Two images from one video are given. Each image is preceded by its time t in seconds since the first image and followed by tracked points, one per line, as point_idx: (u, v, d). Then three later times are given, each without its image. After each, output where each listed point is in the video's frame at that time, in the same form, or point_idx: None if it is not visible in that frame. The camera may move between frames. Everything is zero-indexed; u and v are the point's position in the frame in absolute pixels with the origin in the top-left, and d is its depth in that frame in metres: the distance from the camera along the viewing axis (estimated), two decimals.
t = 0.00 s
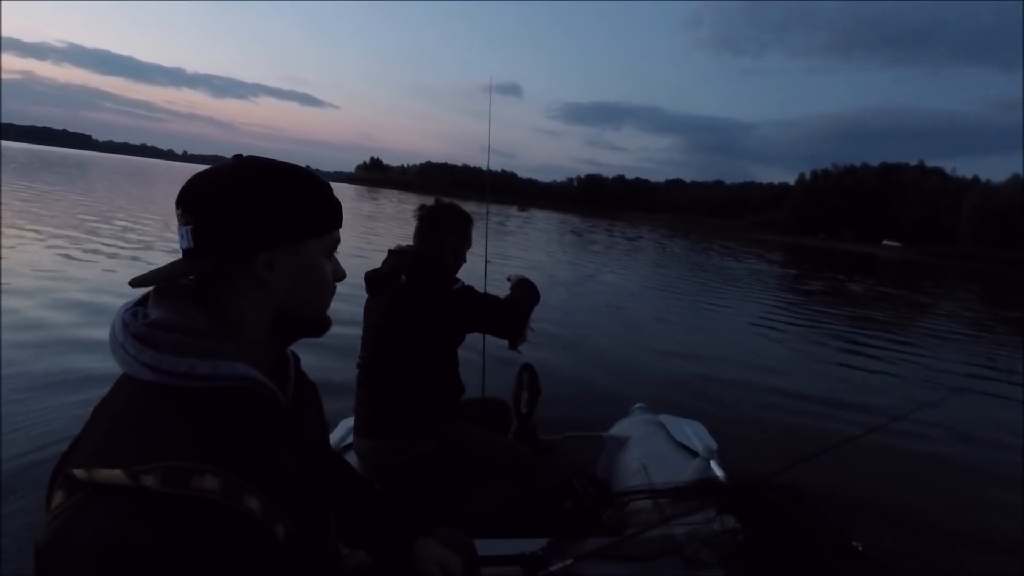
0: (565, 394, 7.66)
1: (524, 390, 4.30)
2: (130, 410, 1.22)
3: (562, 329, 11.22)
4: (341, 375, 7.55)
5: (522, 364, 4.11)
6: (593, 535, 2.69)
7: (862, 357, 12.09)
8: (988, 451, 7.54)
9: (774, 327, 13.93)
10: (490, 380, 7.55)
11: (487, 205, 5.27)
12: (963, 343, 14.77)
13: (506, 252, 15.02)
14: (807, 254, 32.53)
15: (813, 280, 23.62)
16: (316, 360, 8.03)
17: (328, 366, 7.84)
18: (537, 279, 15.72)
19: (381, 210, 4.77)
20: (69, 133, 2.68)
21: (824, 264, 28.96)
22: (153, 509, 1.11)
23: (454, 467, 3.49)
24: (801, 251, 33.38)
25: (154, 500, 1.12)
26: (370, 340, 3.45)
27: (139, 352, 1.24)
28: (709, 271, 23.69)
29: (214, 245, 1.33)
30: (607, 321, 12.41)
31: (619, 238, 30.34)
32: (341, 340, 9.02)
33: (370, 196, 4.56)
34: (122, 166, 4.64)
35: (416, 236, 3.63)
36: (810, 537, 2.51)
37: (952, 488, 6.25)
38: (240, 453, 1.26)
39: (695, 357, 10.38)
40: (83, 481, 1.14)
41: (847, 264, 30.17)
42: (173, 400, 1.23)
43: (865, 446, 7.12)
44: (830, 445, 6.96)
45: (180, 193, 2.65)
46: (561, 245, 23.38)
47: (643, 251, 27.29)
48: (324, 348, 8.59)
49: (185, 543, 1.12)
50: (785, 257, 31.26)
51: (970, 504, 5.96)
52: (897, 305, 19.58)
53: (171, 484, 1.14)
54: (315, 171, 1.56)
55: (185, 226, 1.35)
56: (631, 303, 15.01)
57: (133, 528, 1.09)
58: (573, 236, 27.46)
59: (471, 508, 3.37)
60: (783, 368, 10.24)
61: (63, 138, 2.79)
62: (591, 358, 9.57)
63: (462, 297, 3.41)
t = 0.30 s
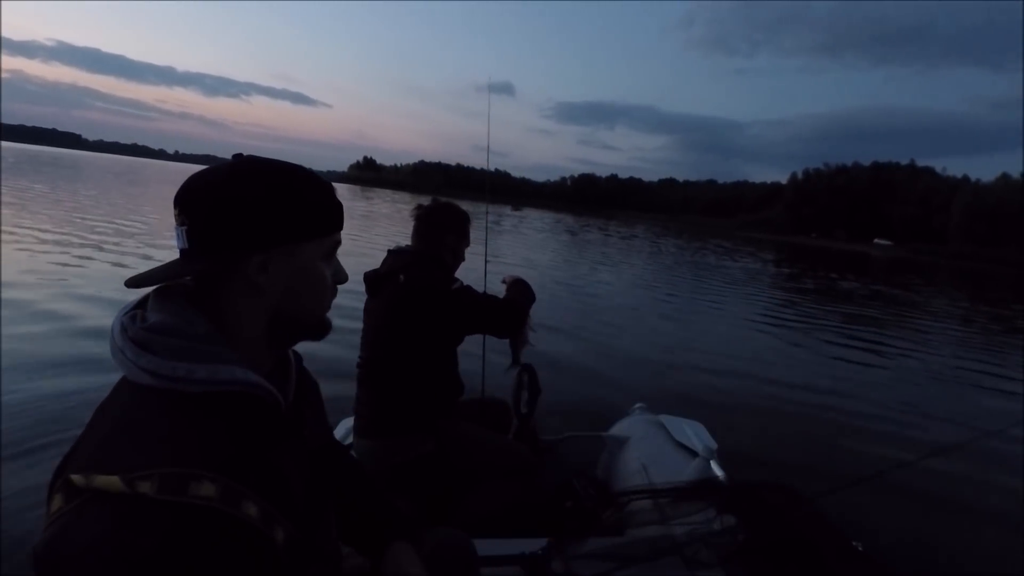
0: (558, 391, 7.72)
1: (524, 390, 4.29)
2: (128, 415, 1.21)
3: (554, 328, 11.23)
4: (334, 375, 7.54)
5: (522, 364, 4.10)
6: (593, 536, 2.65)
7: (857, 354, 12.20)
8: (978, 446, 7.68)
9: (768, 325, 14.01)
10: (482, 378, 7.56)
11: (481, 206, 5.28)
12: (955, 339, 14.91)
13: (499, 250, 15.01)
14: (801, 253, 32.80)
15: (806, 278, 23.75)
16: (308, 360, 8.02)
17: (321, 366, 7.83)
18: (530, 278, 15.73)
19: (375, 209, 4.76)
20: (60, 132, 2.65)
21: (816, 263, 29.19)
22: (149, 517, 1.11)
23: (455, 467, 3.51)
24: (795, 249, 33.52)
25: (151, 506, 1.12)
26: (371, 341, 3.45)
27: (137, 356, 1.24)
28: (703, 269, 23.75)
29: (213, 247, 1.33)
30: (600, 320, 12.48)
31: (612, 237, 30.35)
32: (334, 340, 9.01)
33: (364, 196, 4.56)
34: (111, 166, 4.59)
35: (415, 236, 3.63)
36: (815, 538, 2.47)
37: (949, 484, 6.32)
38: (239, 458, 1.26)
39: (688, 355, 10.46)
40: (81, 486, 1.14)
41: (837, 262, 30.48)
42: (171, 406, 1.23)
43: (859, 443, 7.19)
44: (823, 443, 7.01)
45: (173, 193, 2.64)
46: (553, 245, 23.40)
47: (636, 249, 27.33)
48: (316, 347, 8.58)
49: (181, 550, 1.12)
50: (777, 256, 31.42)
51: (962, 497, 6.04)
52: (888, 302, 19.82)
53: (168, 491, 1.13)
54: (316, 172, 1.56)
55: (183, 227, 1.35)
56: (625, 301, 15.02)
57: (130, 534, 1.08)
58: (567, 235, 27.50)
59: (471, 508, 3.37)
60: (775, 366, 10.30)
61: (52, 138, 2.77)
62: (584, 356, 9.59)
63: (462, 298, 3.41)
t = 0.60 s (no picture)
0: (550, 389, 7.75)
1: (524, 390, 4.28)
2: (117, 418, 1.21)
3: (547, 327, 11.25)
4: (327, 375, 7.54)
5: (522, 363, 4.10)
6: (593, 536, 2.65)
7: (853, 352, 12.21)
8: (972, 443, 7.71)
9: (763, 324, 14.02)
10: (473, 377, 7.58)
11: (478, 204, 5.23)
12: (947, 337, 15.01)
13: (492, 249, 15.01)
14: (795, 252, 32.91)
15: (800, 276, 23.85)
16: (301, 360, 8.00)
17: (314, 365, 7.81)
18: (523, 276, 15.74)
19: (369, 208, 4.76)
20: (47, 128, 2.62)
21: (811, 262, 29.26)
22: (137, 524, 1.10)
23: (455, 467, 3.55)
24: (790, 249, 33.67)
25: (136, 514, 1.10)
26: (370, 340, 3.44)
27: (127, 359, 1.23)
28: (697, 268, 23.82)
29: (206, 247, 1.32)
30: (594, 319, 12.47)
31: (607, 236, 30.35)
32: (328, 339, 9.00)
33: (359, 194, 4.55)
34: (101, 163, 4.55)
35: (415, 236, 3.62)
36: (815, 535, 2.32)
37: (944, 482, 6.33)
38: (230, 462, 1.25)
39: (684, 354, 10.44)
40: (70, 492, 1.14)
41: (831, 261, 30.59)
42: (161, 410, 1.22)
43: (854, 441, 7.18)
44: (818, 441, 7.02)
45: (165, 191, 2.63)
46: (547, 244, 23.37)
47: (631, 248, 27.36)
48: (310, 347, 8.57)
49: (171, 558, 1.11)
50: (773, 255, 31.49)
51: (958, 495, 6.05)
52: (882, 301, 19.89)
53: (155, 497, 1.12)
54: (312, 172, 1.55)
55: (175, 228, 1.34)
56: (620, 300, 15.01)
57: (118, 541, 1.08)
58: (561, 234, 27.49)
59: (471, 508, 3.36)
60: (770, 364, 10.29)
61: (42, 136, 2.76)
62: (577, 355, 9.61)
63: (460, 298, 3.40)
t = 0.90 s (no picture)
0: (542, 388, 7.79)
1: (524, 390, 4.28)
2: (114, 421, 1.21)
3: (540, 326, 11.30)
4: (320, 374, 7.53)
5: (522, 364, 4.10)
6: (593, 536, 2.66)
7: (847, 351, 12.30)
8: (963, 440, 7.80)
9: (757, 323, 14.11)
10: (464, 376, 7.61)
11: (477, 203, 5.24)
12: (939, 336, 15.15)
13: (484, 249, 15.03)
14: (789, 252, 33.19)
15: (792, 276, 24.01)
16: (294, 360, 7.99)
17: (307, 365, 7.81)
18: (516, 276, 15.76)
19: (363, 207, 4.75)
20: (37, 127, 2.59)
21: (804, 262, 29.48)
22: (136, 527, 1.10)
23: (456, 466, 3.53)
24: (783, 249, 33.86)
25: (135, 517, 1.10)
26: (371, 340, 3.44)
27: (124, 361, 1.23)
28: (690, 268, 23.91)
29: (201, 249, 1.32)
30: (588, 318, 12.53)
31: (601, 237, 30.40)
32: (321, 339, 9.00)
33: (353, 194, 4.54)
34: (92, 164, 4.52)
35: (415, 237, 3.62)
36: (814, 536, 2.33)
37: (939, 479, 6.40)
38: (229, 464, 1.25)
39: (678, 353, 10.48)
40: (68, 496, 1.13)
41: (824, 260, 30.88)
42: (159, 411, 1.22)
43: (849, 440, 7.24)
44: (813, 439, 7.07)
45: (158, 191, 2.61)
46: (542, 244, 23.42)
47: (625, 248, 27.40)
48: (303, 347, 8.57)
49: (171, 560, 1.11)
50: (767, 254, 31.70)
51: (951, 492, 6.11)
52: (874, 300, 20.09)
53: (154, 499, 1.12)
54: (310, 171, 1.55)
55: (171, 229, 1.34)
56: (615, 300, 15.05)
57: (118, 543, 1.08)
58: (556, 234, 27.59)
59: (471, 508, 3.36)
60: (763, 363, 10.37)
61: (32, 135, 2.73)
62: (570, 353, 9.66)
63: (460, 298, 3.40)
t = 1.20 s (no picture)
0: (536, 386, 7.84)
1: (525, 390, 4.27)
2: (113, 421, 1.21)
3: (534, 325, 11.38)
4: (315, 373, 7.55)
5: (522, 363, 4.10)
6: (593, 536, 2.63)
7: (841, 348, 12.39)
8: (955, 438, 7.88)
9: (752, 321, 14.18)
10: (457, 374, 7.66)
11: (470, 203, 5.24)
12: (931, 333, 15.28)
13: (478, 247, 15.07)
14: (783, 251, 33.45)
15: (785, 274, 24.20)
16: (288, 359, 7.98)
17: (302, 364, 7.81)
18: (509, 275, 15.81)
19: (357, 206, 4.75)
20: (29, 127, 2.58)
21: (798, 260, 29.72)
22: (137, 526, 1.10)
23: (456, 467, 3.53)
24: (778, 248, 34.09)
25: (136, 516, 1.10)
26: (371, 340, 3.44)
27: (123, 361, 1.23)
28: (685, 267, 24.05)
29: (197, 252, 1.32)
30: (582, 317, 12.60)
31: (596, 236, 30.49)
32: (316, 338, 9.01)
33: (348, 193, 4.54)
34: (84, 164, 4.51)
35: (414, 237, 3.63)
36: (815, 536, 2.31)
37: (931, 476, 6.47)
38: (229, 462, 1.25)
39: (673, 351, 10.52)
40: (69, 495, 1.13)
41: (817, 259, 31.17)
42: (159, 410, 1.22)
43: (842, 437, 7.29)
44: (807, 437, 7.13)
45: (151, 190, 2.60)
46: (536, 243, 23.46)
47: (619, 247, 27.52)
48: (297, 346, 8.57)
49: (171, 559, 1.11)
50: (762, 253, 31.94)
51: (941, 488, 6.19)
52: (866, 297, 20.28)
53: (155, 498, 1.12)
54: (305, 169, 1.55)
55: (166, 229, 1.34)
56: (610, 298, 15.10)
57: (118, 543, 1.07)
58: (551, 233, 27.68)
59: (471, 507, 3.36)
60: (756, 361, 10.45)
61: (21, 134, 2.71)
62: (564, 352, 9.72)
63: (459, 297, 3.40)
